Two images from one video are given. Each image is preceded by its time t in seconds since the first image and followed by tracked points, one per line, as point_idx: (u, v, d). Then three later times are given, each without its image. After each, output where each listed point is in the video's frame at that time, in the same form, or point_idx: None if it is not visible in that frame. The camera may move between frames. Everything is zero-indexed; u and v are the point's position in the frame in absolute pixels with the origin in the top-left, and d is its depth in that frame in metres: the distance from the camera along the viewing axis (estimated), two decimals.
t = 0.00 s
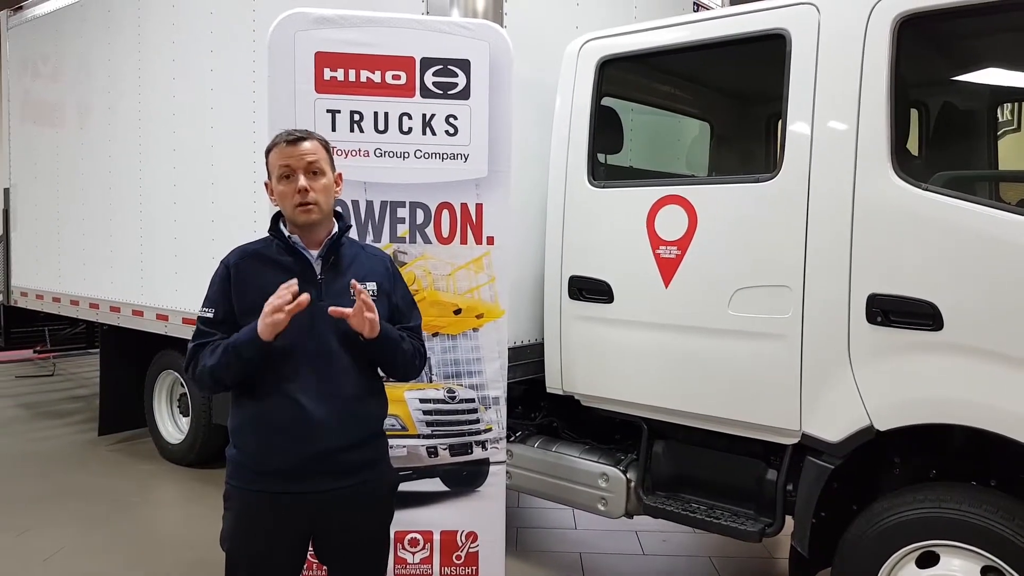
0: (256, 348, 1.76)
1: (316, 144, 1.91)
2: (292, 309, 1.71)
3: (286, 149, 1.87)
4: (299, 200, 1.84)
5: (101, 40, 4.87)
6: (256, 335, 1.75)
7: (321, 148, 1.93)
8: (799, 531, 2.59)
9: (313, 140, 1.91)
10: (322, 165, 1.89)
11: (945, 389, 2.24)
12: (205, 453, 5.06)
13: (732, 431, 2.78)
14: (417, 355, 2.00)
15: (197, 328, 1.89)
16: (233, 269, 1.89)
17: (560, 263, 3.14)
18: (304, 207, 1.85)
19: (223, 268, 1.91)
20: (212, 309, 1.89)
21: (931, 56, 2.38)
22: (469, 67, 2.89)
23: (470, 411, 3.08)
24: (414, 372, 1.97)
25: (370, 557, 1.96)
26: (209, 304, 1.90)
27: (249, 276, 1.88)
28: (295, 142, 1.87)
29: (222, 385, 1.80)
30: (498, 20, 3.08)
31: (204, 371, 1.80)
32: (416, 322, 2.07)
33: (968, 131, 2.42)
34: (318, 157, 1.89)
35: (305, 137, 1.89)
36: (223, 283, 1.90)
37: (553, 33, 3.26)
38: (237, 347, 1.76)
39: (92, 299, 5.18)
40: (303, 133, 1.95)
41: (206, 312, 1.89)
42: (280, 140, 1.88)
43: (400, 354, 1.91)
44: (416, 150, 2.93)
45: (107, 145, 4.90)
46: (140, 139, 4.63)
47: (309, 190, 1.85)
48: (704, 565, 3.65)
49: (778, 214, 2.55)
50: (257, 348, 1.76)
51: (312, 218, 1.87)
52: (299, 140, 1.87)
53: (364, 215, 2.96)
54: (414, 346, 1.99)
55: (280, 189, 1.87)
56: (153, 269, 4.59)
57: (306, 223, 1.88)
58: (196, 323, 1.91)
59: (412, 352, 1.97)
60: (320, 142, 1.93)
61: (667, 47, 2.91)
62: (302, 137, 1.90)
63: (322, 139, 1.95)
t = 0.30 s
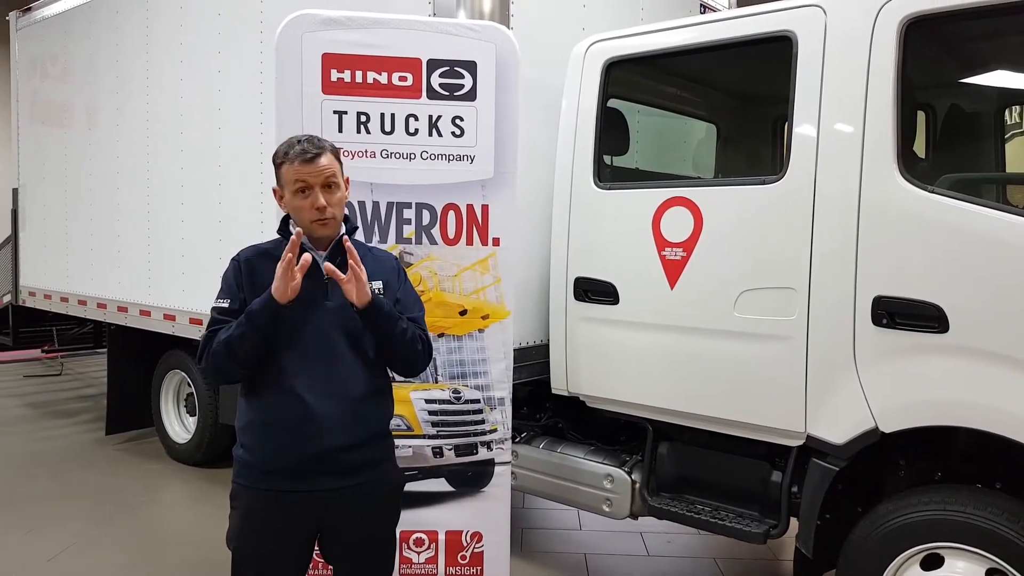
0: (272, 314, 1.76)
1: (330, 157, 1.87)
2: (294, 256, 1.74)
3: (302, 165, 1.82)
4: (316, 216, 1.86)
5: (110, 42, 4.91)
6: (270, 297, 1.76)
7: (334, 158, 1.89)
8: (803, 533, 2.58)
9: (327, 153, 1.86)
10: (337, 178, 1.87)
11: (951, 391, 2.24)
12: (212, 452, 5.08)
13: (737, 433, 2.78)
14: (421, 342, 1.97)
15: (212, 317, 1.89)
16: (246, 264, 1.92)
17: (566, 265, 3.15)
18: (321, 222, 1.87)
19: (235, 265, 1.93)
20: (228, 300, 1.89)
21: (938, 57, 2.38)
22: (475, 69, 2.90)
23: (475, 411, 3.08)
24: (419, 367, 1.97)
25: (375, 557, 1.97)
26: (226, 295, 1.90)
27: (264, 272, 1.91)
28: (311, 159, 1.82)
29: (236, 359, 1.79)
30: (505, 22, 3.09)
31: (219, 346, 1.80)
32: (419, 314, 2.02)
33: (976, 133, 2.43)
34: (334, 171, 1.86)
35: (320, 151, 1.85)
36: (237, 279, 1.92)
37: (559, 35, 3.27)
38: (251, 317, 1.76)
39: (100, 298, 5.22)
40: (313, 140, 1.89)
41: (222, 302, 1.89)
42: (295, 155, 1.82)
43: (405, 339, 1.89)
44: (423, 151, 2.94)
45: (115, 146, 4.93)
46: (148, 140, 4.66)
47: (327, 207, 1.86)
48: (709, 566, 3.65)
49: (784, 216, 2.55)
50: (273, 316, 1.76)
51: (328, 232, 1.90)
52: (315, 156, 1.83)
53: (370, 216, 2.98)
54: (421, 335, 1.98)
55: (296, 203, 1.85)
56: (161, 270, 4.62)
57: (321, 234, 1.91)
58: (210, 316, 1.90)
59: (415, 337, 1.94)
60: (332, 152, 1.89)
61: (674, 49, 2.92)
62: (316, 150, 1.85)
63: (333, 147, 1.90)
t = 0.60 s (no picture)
0: (274, 326, 1.77)
1: (336, 163, 1.88)
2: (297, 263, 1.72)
3: (308, 172, 1.83)
4: (322, 222, 1.88)
5: (114, 45, 4.93)
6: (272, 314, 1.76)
7: (339, 163, 1.89)
8: (807, 533, 2.59)
9: (333, 159, 1.87)
10: (343, 184, 1.88)
11: (954, 390, 2.24)
12: (216, 454, 5.10)
13: (741, 433, 2.78)
14: (421, 344, 1.96)
15: (222, 311, 1.90)
16: (254, 262, 1.93)
17: (570, 265, 3.16)
18: (327, 228, 1.90)
19: (244, 261, 1.95)
20: (238, 294, 1.91)
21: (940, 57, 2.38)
22: (479, 70, 2.91)
23: (479, 412, 3.10)
24: (416, 364, 1.94)
25: (379, 557, 1.98)
26: (235, 290, 1.91)
27: (271, 270, 1.93)
28: (317, 166, 1.83)
29: (240, 364, 1.80)
30: (508, 23, 3.10)
31: (224, 349, 1.81)
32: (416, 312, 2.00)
33: (978, 134, 2.42)
34: (340, 177, 1.87)
35: (326, 157, 1.85)
36: (246, 276, 1.94)
37: (562, 36, 3.28)
38: (254, 325, 1.77)
39: (105, 300, 5.24)
40: (319, 144, 1.89)
41: (231, 297, 1.90)
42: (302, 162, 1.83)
43: (407, 343, 1.89)
44: (426, 152, 2.96)
45: (120, 148, 4.95)
46: (152, 143, 4.68)
47: (333, 213, 1.87)
48: (713, 566, 3.65)
49: (787, 216, 2.56)
50: (275, 327, 1.77)
51: (334, 237, 1.92)
52: (322, 163, 1.83)
53: (374, 217, 2.99)
54: (419, 334, 1.96)
55: (302, 208, 1.87)
56: (166, 271, 4.63)
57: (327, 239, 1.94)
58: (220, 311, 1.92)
59: (417, 339, 1.93)
60: (338, 157, 1.89)
61: (676, 49, 2.92)
62: (322, 156, 1.85)
63: (339, 152, 1.90)
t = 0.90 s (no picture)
0: (270, 331, 1.77)
1: (333, 162, 1.88)
2: (297, 265, 1.72)
3: (305, 172, 1.83)
4: (318, 221, 1.88)
5: (112, 44, 4.93)
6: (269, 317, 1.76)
7: (336, 163, 1.90)
8: (804, 533, 2.60)
9: (330, 159, 1.87)
10: (340, 184, 1.88)
11: (951, 390, 2.25)
12: (214, 454, 5.09)
13: (739, 433, 2.79)
14: (420, 347, 1.97)
15: (217, 313, 1.90)
16: (250, 263, 1.94)
17: (568, 266, 3.16)
18: (323, 228, 1.90)
19: (241, 262, 1.95)
20: (234, 296, 1.91)
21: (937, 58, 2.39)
22: (477, 70, 2.91)
23: (478, 412, 3.10)
24: (416, 367, 1.96)
25: (378, 557, 1.98)
26: (231, 292, 1.92)
27: (267, 271, 1.93)
28: (314, 165, 1.83)
29: (237, 367, 1.80)
30: (506, 23, 3.10)
31: (220, 353, 1.81)
32: (416, 313, 2.02)
33: (975, 134, 2.43)
34: (337, 177, 1.87)
35: (323, 157, 1.86)
36: (242, 276, 1.94)
37: (560, 36, 3.29)
38: (250, 329, 1.77)
39: (102, 300, 5.23)
40: (316, 144, 1.89)
41: (227, 299, 1.91)
42: (299, 161, 1.83)
43: (404, 346, 1.89)
44: (425, 152, 2.96)
45: (117, 147, 4.95)
46: (150, 142, 4.68)
47: (329, 213, 1.88)
48: (711, 565, 3.66)
49: (784, 216, 2.56)
50: (272, 332, 1.77)
51: (330, 237, 1.93)
52: (319, 162, 1.84)
53: (372, 217, 2.99)
54: (418, 337, 1.97)
55: (298, 207, 1.87)
56: (163, 271, 4.63)
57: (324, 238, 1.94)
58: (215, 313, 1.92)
59: (414, 342, 1.93)
60: (335, 157, 1.90)
61: (674, 50, 2.93)
62: (319, 156, 1.86)
63: (336, 152, 1.90)
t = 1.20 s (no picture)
0: (262, 335, 1.76)
1: (328, 155, 1.88)
2: (290, 274, 1.72)
3: (299, 162, 1.84)
4: (313, 214, 1.86)
5: (110, 42, 4.92)
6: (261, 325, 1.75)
7: (332, 157, 1.90)
8: (803, 530, 2.59)
9: (325, 151, 1.88)
10: (335, 177, 1.88)
11: (950, 388, 2.25)
12: (214, 452, 5.09)
13: (738, 431, 2.79)
14: (421, 348, 1.98)
15: (209, 317, 1.90)
16: (245, 264, 1.93)
17: (567, 264, 3.16)
18: (318, 221, 1.88)
19: (235, 263, 1.95)
20: (225, 300, 1.91)
21: (936, 56, 2.39)
22: (476, 68, 2.91)
23: (477, 410, 3.09)
24: (417, 370, 1.96)
25: (377, 555, 1.98)
26: (222, 295, 1.91)
27: (262, 272, 1.92)
28: (308, 156, 1.84)
29: (228, 371, 1.80)
30: (505, 21, 3.09)
31: (210, 358, 1.81)
32: (420, 316, 2.03)
33: (974, 132, 2.41)
34: (332, 169, 1.88)
35: (317, 149, 1.86)
36: (235, 278, 1.93)
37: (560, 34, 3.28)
38: (241, 334, 1.76)
39: (101, 298, 5.22)
40: (311, 138, 1.91)
41: (219, 302, 1.90)
42: (293, 152, 1.84)
43: (401, 347, 1.88)
44: (423, 150, 2.95)
45: (116, 146, 4.94)
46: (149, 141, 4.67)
47: (323, 205, 1.86)
48: (711, 563, 3.66)
49: (783, 214, 2.56)
50: (263, 337, 1.76)
51: (325, 231, 1.91)
52: (313, 153, 1.85)
53: (370, 215, 2.98)
54: (419, 340, 1.98)
55: (293, 200, 1.86)
56: (162, 269, 4.63)
57: (319, 234, 1.92)
58: (207, 316, 1.92)
59: (416, 345, 1.94)
60: (330, 151, 1.90)
61: (673, 48, 2.92)
62: (314, 148, 1.87)
63: (331, 146, 1.92)
